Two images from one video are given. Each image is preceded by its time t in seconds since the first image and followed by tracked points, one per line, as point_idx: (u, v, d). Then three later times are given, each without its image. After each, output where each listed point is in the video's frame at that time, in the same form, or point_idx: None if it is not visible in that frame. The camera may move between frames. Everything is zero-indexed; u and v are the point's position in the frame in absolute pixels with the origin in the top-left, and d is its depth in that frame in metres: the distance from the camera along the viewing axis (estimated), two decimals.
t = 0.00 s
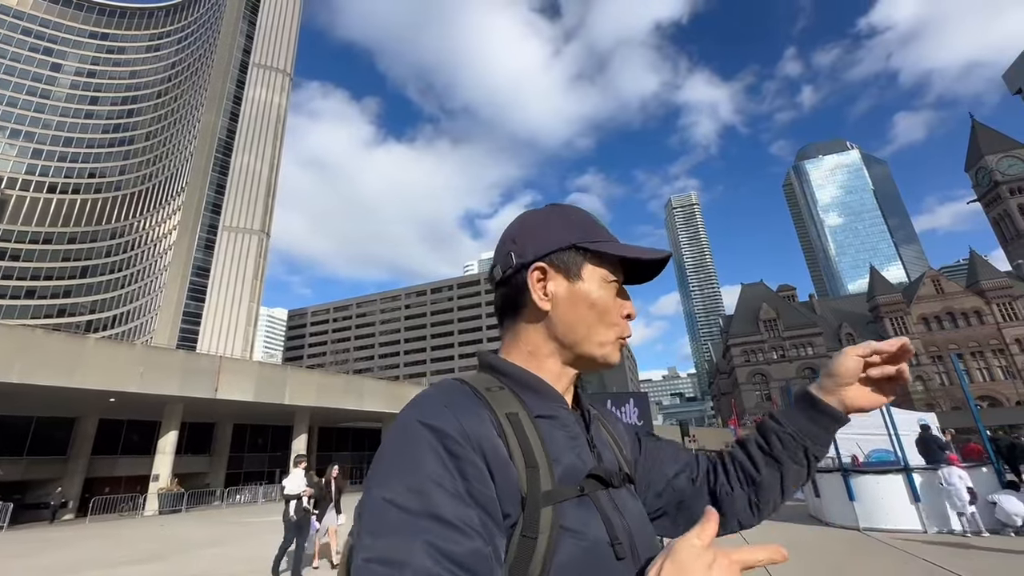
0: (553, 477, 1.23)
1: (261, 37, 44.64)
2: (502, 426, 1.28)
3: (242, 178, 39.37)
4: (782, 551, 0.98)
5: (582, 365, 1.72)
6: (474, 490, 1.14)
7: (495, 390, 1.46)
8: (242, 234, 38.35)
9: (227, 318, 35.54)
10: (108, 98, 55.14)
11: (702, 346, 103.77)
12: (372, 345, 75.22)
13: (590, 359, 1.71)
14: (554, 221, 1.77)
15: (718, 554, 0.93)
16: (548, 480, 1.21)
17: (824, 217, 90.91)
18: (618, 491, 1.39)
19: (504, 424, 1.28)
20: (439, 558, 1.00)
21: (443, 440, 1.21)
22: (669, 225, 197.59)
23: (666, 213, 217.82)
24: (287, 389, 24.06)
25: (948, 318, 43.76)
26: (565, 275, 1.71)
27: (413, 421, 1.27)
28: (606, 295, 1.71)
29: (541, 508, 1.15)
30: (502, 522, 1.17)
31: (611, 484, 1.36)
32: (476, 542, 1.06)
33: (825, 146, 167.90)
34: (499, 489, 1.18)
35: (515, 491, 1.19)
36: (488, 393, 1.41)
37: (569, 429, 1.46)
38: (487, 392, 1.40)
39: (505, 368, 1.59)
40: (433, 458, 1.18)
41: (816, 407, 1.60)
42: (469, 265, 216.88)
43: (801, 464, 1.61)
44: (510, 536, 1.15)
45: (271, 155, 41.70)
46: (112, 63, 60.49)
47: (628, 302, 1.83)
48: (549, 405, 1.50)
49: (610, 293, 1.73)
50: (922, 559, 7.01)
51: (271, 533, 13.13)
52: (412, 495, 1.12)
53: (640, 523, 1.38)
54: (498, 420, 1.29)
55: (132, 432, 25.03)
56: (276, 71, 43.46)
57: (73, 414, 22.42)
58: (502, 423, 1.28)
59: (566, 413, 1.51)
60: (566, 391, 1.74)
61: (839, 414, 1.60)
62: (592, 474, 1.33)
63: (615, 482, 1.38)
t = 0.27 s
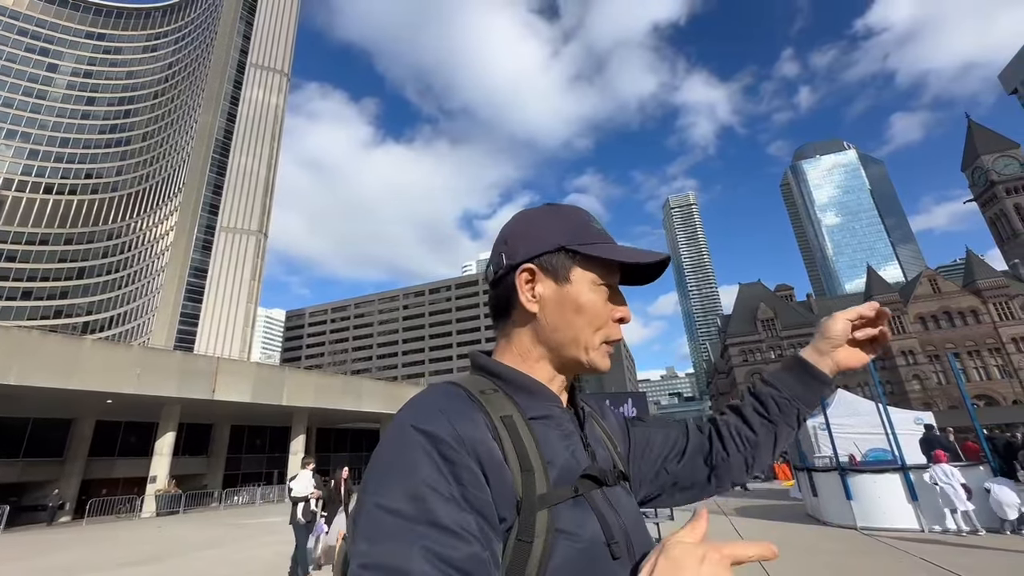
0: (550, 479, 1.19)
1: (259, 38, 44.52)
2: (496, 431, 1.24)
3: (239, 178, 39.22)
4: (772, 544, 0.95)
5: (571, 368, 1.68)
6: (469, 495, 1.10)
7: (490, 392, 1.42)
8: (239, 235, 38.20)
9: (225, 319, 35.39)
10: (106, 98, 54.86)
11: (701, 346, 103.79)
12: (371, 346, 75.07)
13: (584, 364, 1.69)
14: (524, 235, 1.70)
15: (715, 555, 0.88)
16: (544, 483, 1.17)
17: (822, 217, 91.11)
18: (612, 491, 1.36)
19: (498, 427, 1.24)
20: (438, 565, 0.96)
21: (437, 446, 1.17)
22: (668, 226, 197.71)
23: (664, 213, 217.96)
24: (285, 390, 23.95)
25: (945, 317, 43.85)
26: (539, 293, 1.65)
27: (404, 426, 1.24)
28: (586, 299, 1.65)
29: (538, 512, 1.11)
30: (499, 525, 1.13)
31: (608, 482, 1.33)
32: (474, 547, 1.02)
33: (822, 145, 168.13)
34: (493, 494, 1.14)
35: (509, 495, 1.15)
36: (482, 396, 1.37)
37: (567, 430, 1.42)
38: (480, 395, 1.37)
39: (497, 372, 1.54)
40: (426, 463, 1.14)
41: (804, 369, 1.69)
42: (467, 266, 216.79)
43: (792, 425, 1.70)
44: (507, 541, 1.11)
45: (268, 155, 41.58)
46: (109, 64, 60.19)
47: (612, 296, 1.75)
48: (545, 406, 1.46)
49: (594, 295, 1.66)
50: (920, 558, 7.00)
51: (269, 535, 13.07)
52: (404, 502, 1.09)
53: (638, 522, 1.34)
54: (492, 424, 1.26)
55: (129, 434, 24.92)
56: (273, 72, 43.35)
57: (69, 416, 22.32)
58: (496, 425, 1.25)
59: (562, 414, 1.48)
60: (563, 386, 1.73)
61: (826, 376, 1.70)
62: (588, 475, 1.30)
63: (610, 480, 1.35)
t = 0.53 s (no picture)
0: (557, 481, 1.19)
1: (257, 38, 44.51)
2: (506, 429, 1.24)
3: (238, 179, 39.22)
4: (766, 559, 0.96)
5: (568, 374, 1.65)
6: (477, 490, 1.10)
7: (505, 392, 1.42)
8: (238, 235, 38.21)
9: (224, 319, 35.37)
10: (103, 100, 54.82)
11: (699, 346, 103.86)
12: (370, 346, 75.02)
13: (560, 371, 1.62)
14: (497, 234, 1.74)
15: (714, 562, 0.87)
16: (553, 484, 1.17)
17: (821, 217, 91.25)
18: (621, 496, 1.34)
19: (508, 426, 1.24)
20: (444, 556, 0.95)
21: (448, 442, 1.15)
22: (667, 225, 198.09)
23: (663, 213, 218.40)
24: (283, 390, 23.90)
25: (943, 316, 43.94)
26: (511, 283, 1.70)
27: (420, 421, 1.23)
28: (549, 294, 1.60)
29: (542, 511, 1.11)
30: (504, 524, 1.13)
31: (614, 487, 1.31)
32: (479, 541, 1.02)
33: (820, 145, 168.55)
34: (500, 491, 1.14)
35: (517, 492, 1.15)
36: (497, 397, 1.36)
37: (577, 433, 1.42)
38: (494, 396, 1.37)
39: (517, 373, 1.55)
40: (436, 456, 1.14)
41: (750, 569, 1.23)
42: (466, 266, 216.86)
43: None
44: (511, 540, 1.10)
45: (267, 156, 41.58)
46: (107, 64, 60.05)
47: (593, 286, 1.67)
48: (555, 409, 1.45)
49: (556, 291, 1.61)
50: (919, 558, 6.98)
51: (268, 535, 13.02)
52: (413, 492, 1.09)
53: (647, 529, 1.32)
54: (503, 424, 1.25)
55: (128, 434, 24.89)
56: (271, 72, 43.33)
57: (68, 417, 22.25)
58: (507, 425, 1.25)
59: (571, 415, 1.47)
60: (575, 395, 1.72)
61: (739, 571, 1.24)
62: (598, 480, 1.29)
63: (617, 486, 1.34)
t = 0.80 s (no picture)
0: (552, 479, 1.18)
1: (257, 38, 44.55)
2: (503, 429, 1.24)
3: (238, 179, 39.29)
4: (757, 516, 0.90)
5: (580, 382, 1.65)
6: (470, 485, 1.11)
7: (510, 390, 1.42)
8: (238, 235, 38.26)
9: (224, 319, 35.40)
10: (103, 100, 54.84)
11: (699, 346, 103.88)
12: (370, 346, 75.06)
13: (566, 380, 1.63)
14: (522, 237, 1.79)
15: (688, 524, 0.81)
16: (547, 480, 1.16)
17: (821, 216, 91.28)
18: (623, 498, 1.32)
19: (505, 426, 1.24)
20: (430, 547, 0.98)
21: (444, 439, 1.19)
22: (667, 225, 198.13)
23: (663, 213, 218.50)
24: (284, 390, 23.93)
25: (943, 316, 43.96)
26: (527, 288, 1.75)
27: (423, 419, 1.26)
28: (558, 303, 1.63)
29: (532, 507, 1.11)
30: (495, 518, 1.13)
31: (614, 488, 1.30)
32: (467, 534, 1.03)
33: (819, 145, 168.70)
34: (490, 486, 1.15)
35: (507, 489, 1.15)
36: (500, 395, 1.36)
37: (582, 436, 1.42)
38: (498, 394, 1.37)
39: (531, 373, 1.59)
40: (432, 454, 1.17)
41: None
42: (466, 266, 216.91)
43: None
44: (499, 530, 1.11)
45: (267, 156, 41.64)
46: (107, 64, 60.08)
47: (602, 296, 1.66)
48: (562, 410, 1.46)
49: (565, 299, 1.62)
50: (920, 558, 6.98)
51: (269, 535, 13.02)
52: (407, 485, 1.13)
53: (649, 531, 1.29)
54: (502, 424, 1.25)
55: (129, 434, 24.90)
56: (271, 72, 43.39)
57: (67, 417, 22.25)
58: (504, 424, 1.25)
59: (578, 416, 1.47)
60: (588, 400, 1.72)
61: None
62: (597, 482, 1.28)
63: (620, 488, 1.31)
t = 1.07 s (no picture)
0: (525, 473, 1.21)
1: (259, 37, 44.61)
2: (486, 426, 1.34)
3: (240, 178, 39.38)
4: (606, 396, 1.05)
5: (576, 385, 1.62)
6: (449, 477, 1.23)
7: (502, 391, 1.49)
8: (240, 235, 38.35)
9: (226, 318, 35.47)
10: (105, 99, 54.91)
11: (700, 345, 103.84)
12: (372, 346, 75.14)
13: (561, 381, 1.61)
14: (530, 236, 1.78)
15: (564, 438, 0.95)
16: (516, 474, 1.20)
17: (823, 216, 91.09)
18: (605, 495, 1.30)
19: (491, 422, 1.33)
20: (404, 529, 1.11)
21: (430, 438, 1.33)
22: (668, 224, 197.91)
23: (664, 212, 218.36)
24: (286, 388, 23.98)
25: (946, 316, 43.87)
26: (529, 288, 1.76)
27: (419, 418, 1.41)
28: (555, 307, 1.63)
29: (501, 498, 1.15)
30: (472, 509, 1.22)
31: (594, 485, 1.30)
32: (440, 521, 1.16)
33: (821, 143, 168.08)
34: (465, 479, 1.24)
35: (485, 481, 1.23)
36: (491, 395, 1.45)
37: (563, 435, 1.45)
38: (489, 395, 1.46)
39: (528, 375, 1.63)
40: (419, 452, 1.31)
41: None
42: (467, 266, 216.94)
43: None
44: (475, 523, 1.19)
45: (269, 155, 41.72)
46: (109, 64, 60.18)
47: (600, 304, 1.64)
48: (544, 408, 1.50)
49: (563, 305, 1.62)
50: (919, 557, 6.99)
51: (271, 534, 13.05)
52: (396, 476, 1.25)
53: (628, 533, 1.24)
54: (484, 421, 1.35)
55: (131, 432, 24.96)
56: (273, 71, 43.47)
57: (70, 416, 22.32)
58: (488, 423, 1.33)
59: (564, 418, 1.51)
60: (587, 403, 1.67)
61: None
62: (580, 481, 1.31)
63: (600, 485, 1.30)
